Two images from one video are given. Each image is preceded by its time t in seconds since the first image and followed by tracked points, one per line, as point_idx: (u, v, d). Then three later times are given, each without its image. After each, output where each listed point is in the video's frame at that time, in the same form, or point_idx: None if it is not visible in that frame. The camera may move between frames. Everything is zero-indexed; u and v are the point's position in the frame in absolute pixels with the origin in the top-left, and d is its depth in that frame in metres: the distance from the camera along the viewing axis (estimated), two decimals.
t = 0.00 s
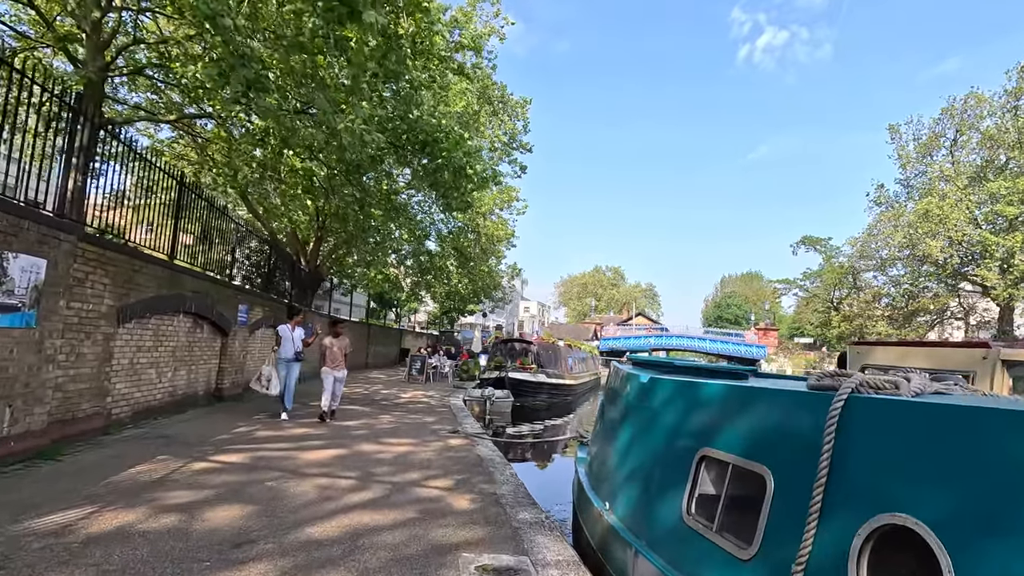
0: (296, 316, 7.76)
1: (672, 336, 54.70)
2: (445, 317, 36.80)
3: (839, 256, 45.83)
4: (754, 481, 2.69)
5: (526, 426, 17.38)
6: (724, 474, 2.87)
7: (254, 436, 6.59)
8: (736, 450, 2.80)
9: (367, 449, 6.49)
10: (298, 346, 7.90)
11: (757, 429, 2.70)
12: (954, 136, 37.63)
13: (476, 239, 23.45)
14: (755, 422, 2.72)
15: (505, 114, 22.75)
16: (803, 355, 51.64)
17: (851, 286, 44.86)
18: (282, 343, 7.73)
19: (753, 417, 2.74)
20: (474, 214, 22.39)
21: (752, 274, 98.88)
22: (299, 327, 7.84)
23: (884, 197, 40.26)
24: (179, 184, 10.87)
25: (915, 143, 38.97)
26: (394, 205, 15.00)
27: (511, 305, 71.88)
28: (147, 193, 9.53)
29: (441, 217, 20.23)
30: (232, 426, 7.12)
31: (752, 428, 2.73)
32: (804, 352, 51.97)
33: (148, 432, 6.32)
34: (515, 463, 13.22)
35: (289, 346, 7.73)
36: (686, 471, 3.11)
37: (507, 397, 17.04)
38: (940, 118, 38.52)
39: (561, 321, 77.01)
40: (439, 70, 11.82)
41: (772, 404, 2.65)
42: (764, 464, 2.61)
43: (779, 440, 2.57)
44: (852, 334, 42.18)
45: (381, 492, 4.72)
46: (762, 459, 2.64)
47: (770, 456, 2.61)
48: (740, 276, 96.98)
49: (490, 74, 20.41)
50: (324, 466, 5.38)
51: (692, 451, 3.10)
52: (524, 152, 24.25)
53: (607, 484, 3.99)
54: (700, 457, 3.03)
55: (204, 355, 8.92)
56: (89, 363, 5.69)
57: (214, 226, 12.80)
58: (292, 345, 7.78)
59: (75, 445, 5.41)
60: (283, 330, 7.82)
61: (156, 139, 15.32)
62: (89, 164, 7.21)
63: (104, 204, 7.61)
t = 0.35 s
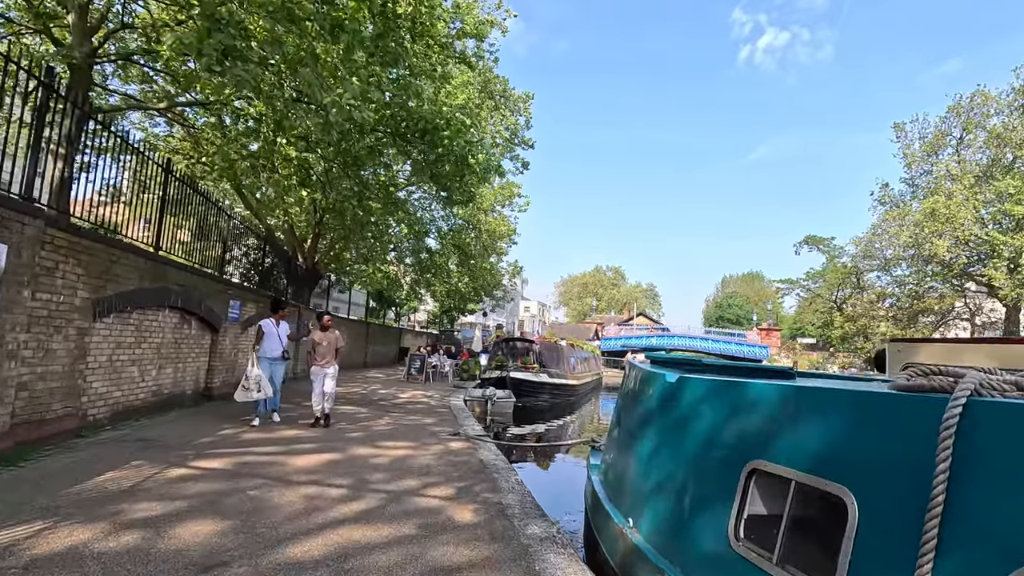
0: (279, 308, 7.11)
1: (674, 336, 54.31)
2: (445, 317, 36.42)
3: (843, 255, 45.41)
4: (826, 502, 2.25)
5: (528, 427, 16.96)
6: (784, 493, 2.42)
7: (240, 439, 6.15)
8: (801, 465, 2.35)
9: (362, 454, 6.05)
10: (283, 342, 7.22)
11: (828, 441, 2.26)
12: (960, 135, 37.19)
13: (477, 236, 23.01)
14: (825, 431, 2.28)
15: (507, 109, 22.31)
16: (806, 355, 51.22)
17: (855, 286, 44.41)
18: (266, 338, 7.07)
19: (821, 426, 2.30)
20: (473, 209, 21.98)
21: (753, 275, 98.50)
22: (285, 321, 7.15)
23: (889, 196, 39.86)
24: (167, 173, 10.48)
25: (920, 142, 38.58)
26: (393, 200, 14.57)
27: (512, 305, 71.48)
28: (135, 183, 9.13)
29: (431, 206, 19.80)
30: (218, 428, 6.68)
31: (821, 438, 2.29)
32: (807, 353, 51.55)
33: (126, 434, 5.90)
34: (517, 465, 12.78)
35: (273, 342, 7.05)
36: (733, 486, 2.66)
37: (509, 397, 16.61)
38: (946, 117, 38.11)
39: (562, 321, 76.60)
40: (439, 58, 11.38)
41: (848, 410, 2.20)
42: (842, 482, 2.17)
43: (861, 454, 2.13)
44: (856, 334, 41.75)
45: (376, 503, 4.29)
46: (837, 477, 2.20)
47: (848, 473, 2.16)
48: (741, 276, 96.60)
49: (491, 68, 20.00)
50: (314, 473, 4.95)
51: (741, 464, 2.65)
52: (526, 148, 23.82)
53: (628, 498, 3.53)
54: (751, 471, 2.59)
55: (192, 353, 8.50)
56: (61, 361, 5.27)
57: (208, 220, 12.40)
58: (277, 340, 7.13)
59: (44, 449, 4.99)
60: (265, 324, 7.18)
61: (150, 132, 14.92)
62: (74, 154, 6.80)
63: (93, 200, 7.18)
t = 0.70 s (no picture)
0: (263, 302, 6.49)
1: (679, 335, 53.84)
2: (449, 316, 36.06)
3: (852, 254, 44.83)
4: (952, 550, 1.80)
5: (533, 428, 16.56)
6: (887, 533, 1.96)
7: (231, 447, 5.76)
8: (894, 494, 1.92)
9: (362, 461, 5.66)
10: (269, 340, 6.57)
11: (935, 470, 1.81)
12: (972, 131, 36.60)
13: (481, 234, 22.64)
14: (933, 458, 1.82)
15: (512, 104, 21.87)
16: (813, 354, 50.69)
17: (864, 285, 43.85)
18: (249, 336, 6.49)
19: (933, 448, 1.83)
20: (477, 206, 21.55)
21: (758, 274, 97.90)
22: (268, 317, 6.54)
23: (898, 193, 39.32)
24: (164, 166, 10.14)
25: (931, 138, 38.05)
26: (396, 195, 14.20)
27: (515, 304, 71.10)
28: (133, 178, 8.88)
29: (433, 200, 19.45)
30: (209, 434, 6.30)
31: (925, 467, 1.85)
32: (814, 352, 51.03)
33: (111, 440, 5.54)
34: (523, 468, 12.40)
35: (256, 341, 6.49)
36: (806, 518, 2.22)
37: (515, 399, 16.24)
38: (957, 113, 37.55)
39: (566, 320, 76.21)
40: (443, 46, 10.98)
41: (972, 436, 1.74)
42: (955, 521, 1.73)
43: (986, 488, 1.68)
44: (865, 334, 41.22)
45: (375, 520, 3.90)
46: (956, 516, 1.74)
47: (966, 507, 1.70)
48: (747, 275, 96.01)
49: (496, 62, 19.60)
50: (308, 485, 4.56)
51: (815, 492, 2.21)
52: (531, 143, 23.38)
53: (664, 521, 3.09)
54: (832, 499, 2.13)
55: (186, 353, 8.14)
56: (37, 362, 4.92)
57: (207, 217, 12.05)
58: (261, 338, 6.51)
59: (18, 458, 4.63)
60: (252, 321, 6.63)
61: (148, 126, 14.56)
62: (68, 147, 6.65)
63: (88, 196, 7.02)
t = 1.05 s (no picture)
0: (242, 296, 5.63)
1: (681, 334, 53.35)
2: (450, 314, 35.63)
3: (856, 251, 44.38)
4: None
5: (537, 428, 16.16)
6: None
7: (215, 456, 5.31)
8: None
9: (357, 471, 5.20)
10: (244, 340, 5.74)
11: None
12: (978, 125, 36.16)
13: (482, 230, 22.18)
14: None
15: (513, 98, 21.40)
16: (817, 352, 50.25)
17: (868, 282, 43.40)
18: (220, 335, 5.65)
19: None
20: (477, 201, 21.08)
21: (760, 272, 97.55)
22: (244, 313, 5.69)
23: (904, 188, 38.83)
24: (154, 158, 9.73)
25: (937, 133, 37.58)
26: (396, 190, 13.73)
27: (516, 302, 71.22)
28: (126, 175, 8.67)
29: (431, 191, 19.08)
30: (192, 441, 5.85)
31: None
32: (817, 350, 50.59)
33: (83, 449, 5.09)
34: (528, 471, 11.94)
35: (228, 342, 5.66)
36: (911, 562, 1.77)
37: (518, 399, 15.83)
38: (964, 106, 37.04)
39: (567, 319, 75.78)
40: (444, 33, 10.51)
41: None
42: None
43: None
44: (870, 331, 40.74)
45: (368, 543, 3.44)
46: None
47: None
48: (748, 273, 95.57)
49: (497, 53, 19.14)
50: (296, 499, 4.12)
51: (926, 528, 1.75)
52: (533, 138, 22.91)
53: (709, 552, 2.62)
54: (961, 548, 1.63)
55: (173, 354, 7.70)
56: None
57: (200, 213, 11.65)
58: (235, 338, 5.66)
59: None
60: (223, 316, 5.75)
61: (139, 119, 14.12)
62: (49, 139, 6.70)
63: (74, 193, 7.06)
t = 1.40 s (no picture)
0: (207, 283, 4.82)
1: (687, 333, 52.86)
2: (453, 314, 35.23)
3: (864, 250, 43.85)
4: None
5: (542, 429, 15.80)
6: None
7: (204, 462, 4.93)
8: None
9: (356, 477, 4.81)
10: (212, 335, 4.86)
11: None
12: (989, 122, 35.60)
13: (486, 227, 21.79)
14: None
15: (518, 92, 20.97)
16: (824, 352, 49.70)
17: (876, 281, 42.88)
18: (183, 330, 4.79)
19: None
20: (481, 196, 20.65)
21: (764, 272, 96.93)
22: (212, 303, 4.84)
23: (913, 186, 38.28)
24: (152, 152, 9.41)
25: (947, 130, 37.05)
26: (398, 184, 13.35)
27: (519, 301, 70.95)
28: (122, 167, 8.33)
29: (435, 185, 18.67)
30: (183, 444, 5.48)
31: None
32: (824, 350, 50.05)
33: (60, 453, 4.70)
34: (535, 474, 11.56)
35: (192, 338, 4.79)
36: None
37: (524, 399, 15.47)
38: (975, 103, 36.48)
39: (571, 319, 75.33)
40: (447, 18, 10.11)
41: None
42: None
43: None
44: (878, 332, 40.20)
45: (366, 561, 3.05)
46: None
47: None
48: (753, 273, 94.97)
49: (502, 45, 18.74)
50: (287, 509, 3.73)
51: None
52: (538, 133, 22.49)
53: None
54: None
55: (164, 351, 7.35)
56: None
57: (203, 207, 11.35)
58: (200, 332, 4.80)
59: None
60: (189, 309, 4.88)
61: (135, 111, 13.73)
62: (42, 129, 6.59)
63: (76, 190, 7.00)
